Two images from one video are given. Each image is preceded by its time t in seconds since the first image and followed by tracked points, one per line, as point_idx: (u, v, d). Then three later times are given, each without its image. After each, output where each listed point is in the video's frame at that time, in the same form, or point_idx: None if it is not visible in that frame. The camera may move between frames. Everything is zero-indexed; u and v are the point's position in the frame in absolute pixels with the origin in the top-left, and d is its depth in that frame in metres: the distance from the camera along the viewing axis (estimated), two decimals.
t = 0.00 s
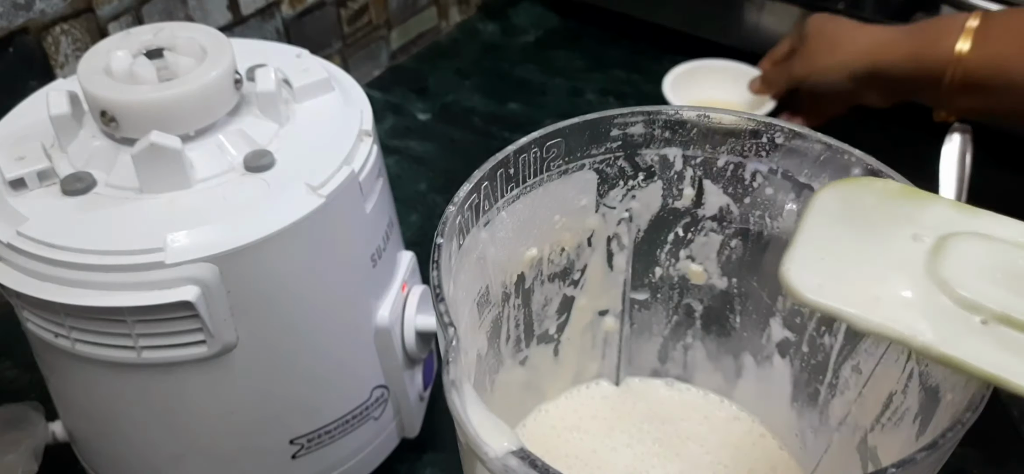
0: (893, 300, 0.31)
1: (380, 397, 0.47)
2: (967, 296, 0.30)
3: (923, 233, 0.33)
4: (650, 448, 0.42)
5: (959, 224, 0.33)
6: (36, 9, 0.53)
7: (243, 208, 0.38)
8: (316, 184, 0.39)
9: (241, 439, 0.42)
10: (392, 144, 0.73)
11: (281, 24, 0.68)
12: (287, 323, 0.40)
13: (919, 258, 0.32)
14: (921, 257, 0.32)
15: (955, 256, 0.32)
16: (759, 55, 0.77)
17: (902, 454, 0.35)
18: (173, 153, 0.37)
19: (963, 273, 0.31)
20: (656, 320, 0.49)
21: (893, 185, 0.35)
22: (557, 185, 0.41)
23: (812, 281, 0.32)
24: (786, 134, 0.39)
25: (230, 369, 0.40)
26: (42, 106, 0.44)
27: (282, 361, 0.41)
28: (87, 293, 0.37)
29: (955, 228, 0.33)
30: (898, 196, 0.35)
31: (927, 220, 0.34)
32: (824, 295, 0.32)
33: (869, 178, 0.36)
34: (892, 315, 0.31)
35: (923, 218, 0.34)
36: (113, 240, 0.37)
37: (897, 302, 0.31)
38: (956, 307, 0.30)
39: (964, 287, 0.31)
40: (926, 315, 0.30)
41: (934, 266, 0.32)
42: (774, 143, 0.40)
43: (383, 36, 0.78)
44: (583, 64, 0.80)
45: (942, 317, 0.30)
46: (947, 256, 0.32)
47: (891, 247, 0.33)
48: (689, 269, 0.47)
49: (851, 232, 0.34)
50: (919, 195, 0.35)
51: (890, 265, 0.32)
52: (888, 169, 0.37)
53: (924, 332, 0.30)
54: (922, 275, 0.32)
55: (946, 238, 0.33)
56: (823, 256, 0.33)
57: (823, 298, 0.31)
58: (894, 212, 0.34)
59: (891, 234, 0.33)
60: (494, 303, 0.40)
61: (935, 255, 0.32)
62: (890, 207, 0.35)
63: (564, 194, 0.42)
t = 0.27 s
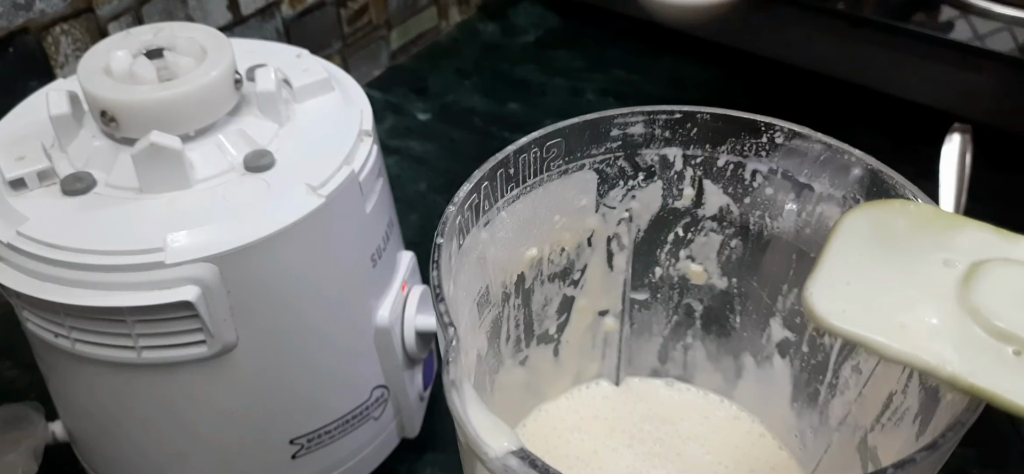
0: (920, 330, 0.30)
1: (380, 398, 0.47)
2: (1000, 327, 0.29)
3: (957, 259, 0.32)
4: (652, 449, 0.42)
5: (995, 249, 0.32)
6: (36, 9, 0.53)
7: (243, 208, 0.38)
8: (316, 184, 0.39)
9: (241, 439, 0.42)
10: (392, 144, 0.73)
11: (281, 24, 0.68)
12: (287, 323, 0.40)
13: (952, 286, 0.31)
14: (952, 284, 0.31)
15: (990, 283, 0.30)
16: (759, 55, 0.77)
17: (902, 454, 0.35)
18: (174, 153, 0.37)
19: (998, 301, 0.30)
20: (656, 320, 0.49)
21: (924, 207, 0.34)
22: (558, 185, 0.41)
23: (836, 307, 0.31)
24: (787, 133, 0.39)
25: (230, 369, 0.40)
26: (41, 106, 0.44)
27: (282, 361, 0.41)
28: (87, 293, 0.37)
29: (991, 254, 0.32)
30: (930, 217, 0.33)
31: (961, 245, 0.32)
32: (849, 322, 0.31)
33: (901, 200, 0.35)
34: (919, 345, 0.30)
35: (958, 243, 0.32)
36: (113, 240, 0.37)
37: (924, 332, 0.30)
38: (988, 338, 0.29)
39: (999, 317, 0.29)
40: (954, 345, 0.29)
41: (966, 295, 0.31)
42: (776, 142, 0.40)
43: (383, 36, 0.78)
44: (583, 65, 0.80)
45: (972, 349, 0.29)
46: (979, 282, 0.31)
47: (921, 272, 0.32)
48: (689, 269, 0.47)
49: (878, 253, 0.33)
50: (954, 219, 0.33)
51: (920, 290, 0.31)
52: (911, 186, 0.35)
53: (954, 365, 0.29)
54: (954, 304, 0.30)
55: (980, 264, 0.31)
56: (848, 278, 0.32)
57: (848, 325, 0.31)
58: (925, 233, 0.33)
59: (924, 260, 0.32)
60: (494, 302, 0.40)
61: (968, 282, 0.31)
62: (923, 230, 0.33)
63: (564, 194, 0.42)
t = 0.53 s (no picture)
0: (934, 304, 0.30)
1: (381, 397, 0.47)
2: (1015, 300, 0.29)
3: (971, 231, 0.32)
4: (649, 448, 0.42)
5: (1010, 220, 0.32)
6: (36, 9, 0.53)
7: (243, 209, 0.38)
8: (316, 184, 0.39)
9: (242, 439, 0.42)
10: (392, 144, 0.73)
11: (281, 24, 0.68)
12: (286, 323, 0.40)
13: (964, 258, 0.31)
14: (968, 256, 0.31)
15: (1006, 255, 0.30)
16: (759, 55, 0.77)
17: (902, 454, 0.35)
18: (173, 153, 0.37)
19: (1015, 274, 0.30)
20: (656, 320, 0.49)
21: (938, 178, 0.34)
22: (558, 185, 0.41)
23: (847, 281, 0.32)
24: (788, 132, 0.39)
25: (231, 368, 0.40)
26: (41, 107, 0.44)
27: (282, 360, 0.41)
28: (87, 293, 0.37)
29: (1006, 225, 0.32)
30: (942, 187, 0.34)
31: (975, 218, 0.32)
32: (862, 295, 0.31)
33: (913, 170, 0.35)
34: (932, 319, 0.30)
35: (970, 216, 0.33)
36: (112, 240, 0.37)
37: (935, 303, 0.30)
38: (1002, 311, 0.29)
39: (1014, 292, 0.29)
40: (969, 320, 0.29)
41: (982, 269, 0.31)
42: (776, 138, 0.40)
43: (383, 36, 0.78)
44: (583, 65, 0.80)
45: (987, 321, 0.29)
46: (995, 254, 0.31)
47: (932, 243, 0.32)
48: (689, 269, 0.47)
49: (889, 225, 0.33)
50: (966, 190, 0.34)
51: (933, 263, 0.31)
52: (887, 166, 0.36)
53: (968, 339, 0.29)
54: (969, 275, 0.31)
55: (994, 237, 0.31)
56: (859, 250, 0.33)
57: (858, 298, 0.31)
58: (936, 203, 0.33)
59: (935, 232, 0.32)
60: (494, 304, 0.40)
61: (983, 254, 0.31)
62: (934, 203, 0.33)
63: (563, 195, 0.42)
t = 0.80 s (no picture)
0: (919, 315, 0.31)
1: (381, 397, 0.47)
2: (999, 308, 0.31)
3: (953, 239, 0.34)
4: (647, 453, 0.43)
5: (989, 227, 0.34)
6: (36, 9, 0.53)
7: (243, 209, 0.38)
8: (316, 184, 0.39)
9: (242, 439, 0.42)
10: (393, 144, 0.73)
11: (281, 24, 0.68)
12: (287, 323, 0.40)
13: (948, 266, 0.33)
14: (955, 263, 0.33)
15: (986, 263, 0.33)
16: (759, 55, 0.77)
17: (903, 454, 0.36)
18: (173, 153, 0.37)
19: (995, 283, 0.32)
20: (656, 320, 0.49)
21: (921, 183, 0.37)
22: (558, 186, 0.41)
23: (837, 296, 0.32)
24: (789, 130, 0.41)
25: (231, 368, 0.40)
26: (41, 107, 0.44)
27: (282, 360, 0.41)
28: (87, 293, 0.37)
29: (982, 234, 0.34)
30: (925, 196, 0.36)
31: (959, 222, 0.35)
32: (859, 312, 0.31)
33: (896, 179, 0.37)
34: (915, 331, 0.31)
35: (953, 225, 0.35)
36: (113, 240, 0.37)
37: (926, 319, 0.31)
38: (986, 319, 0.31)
39: (997, 298, 0.31)
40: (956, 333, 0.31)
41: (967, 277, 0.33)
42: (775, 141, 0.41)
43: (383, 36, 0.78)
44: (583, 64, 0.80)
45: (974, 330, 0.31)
46: (978, 261, 0.33)
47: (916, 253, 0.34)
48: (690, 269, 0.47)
49: (877, 233, 0.35)
50: (947, 197, 0.36)
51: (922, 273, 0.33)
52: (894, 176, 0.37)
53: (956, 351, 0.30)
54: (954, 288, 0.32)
55: (980, 243, 0.34)
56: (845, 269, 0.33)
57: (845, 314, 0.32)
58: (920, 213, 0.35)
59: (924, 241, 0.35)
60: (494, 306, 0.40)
61: (964, 264, 0.33)
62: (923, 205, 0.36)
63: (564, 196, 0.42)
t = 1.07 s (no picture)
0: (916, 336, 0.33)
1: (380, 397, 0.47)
2: (976, 285, 0.36)
3: (935, 218, 0.41)
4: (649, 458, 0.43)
5: (967, 205, 0.41)
6: (36, 9, 0.53)
7: (243, 209, 0.38)
8: (316, 184, 0.39)
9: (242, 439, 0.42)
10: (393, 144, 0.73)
11: (281, 24, 0.68)
12: (287, 322, 0.40)
13: (930, 241, 0.39)
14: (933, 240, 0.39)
15: (964, 240, 0.39)
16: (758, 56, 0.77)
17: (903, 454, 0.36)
18: (174, 152, 0.37)
19: (973, 258, 0.38)
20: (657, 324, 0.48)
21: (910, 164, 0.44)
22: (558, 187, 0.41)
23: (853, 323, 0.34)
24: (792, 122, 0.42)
25: (231, 368, 0.40)
26: (41, 107, 0.44)
27: (283, 360, 0.41)
28: (87, 292, 0.37)
29: (961, 214, 0.41)
30: (912, 176, 0.43)
31: (931, 202, 0.42)
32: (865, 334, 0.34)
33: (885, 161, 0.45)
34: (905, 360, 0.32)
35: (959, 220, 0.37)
36: (113, 239, 0.37)
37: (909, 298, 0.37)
38: (965, 296, 0.36)
39: (976, 275, 0.37)
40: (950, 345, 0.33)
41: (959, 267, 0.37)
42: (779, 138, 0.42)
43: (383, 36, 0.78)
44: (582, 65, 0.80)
45: (952, 311, 0.36)
46: (951, 240, 0.39)
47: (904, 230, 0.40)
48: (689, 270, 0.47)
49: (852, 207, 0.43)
50: (934, 176, 0.43)
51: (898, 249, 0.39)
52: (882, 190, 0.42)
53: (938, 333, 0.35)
54: (934, 264, 0.38)
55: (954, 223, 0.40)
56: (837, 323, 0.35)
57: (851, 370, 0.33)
58: (907, 188, 0.43)
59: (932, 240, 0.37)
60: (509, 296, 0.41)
61: (946, 240, 0.39)
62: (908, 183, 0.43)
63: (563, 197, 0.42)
